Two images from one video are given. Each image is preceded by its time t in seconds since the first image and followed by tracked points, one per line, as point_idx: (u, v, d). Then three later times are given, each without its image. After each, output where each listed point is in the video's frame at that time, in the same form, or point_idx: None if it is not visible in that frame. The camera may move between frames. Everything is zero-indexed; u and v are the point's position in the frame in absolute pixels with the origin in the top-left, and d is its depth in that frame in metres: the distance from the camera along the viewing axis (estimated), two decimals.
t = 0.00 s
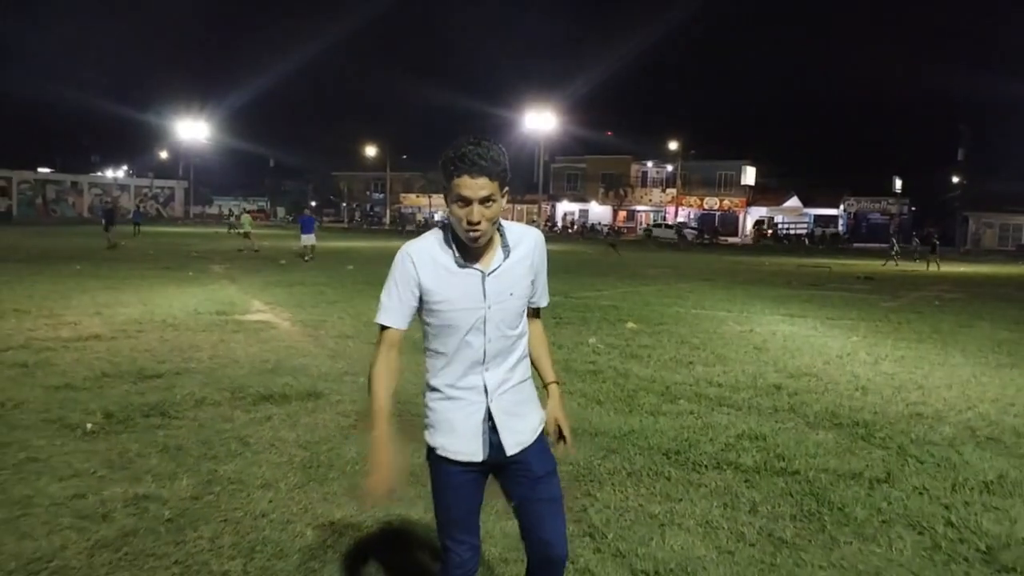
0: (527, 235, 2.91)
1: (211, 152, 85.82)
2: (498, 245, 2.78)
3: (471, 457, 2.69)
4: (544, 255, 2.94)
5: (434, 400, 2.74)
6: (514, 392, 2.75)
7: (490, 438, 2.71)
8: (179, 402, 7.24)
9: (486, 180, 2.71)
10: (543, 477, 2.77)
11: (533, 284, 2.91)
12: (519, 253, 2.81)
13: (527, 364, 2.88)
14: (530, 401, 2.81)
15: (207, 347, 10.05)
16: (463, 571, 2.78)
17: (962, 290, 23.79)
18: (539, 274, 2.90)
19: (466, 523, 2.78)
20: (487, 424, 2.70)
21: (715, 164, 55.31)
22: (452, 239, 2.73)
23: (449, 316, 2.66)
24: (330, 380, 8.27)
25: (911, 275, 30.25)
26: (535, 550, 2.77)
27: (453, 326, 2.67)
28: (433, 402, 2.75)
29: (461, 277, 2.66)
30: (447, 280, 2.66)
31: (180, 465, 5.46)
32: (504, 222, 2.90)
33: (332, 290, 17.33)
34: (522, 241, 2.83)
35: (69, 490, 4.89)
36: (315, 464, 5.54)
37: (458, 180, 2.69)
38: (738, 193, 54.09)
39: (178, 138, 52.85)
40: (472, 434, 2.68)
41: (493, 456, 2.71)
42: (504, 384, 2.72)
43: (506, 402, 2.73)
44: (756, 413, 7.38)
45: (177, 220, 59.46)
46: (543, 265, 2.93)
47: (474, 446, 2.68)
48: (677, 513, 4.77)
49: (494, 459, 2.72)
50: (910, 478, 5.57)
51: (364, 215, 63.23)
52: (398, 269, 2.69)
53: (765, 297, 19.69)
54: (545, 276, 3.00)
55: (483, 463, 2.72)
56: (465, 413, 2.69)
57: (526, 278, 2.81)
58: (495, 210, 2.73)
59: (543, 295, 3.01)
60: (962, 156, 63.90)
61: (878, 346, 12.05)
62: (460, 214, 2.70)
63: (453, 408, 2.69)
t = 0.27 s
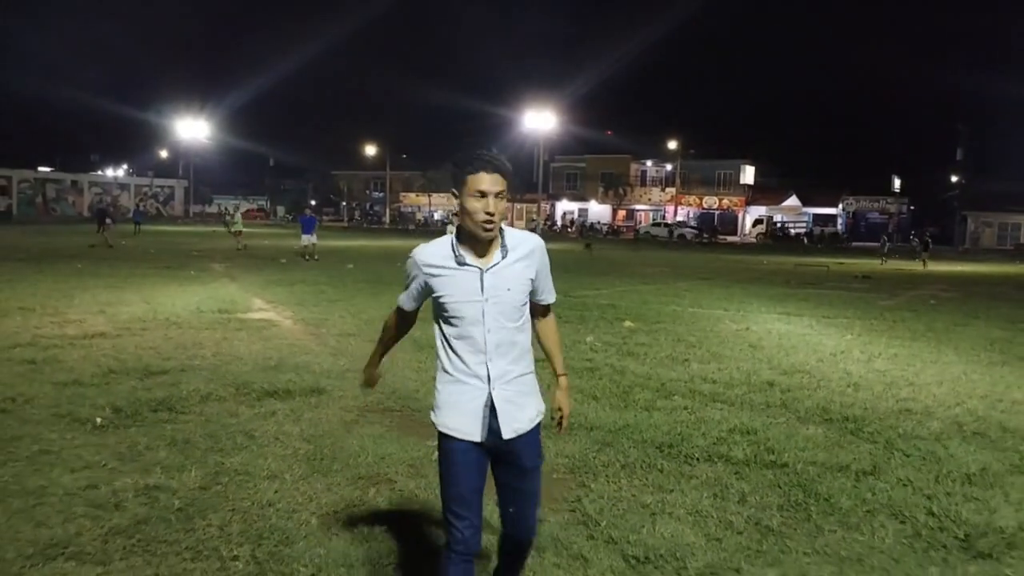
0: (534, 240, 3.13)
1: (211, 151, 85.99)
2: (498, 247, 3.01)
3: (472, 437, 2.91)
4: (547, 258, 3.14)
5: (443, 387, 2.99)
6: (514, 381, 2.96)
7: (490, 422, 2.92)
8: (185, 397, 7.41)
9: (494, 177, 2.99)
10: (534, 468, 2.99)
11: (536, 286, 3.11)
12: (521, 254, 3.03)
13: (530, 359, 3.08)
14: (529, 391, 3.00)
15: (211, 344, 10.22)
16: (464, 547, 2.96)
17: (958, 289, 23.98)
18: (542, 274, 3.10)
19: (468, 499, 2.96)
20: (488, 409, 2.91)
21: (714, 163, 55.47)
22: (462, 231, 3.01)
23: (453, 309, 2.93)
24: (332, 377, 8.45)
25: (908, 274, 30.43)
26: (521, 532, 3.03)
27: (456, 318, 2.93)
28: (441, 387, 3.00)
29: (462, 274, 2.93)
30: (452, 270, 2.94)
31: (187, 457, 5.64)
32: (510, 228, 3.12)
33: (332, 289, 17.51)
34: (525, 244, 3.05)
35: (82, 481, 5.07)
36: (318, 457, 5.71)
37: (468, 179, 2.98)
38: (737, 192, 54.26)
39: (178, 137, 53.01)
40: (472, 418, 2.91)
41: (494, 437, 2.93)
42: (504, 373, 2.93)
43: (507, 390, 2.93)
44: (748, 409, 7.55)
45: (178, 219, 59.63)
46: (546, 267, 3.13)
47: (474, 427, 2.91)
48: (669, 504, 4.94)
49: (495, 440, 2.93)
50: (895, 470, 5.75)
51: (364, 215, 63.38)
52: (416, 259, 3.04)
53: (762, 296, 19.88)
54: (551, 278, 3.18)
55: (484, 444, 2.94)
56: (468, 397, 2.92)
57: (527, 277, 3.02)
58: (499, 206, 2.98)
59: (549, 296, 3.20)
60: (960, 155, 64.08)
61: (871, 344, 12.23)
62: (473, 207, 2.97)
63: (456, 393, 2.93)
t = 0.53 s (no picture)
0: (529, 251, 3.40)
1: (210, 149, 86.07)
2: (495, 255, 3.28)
3: (458, 410, 3.26)
4: (540, 269, 3.40)
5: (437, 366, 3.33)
6: (500, 366, 3.29)
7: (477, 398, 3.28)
8: (184, 393, 7.57)
9: (499, 192, 3.30)
10: (514, 437, 3.38)
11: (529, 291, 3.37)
12: (515, 263, 3.30)
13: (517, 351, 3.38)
14: (513, 375, 3.33)
15: (210, 341, 10.38)
16: (450, 497, 3.30)
17: (954, 288, 24.10)
18: (536, 281, 3.37)
19: (454, 456, 3.27)
20: (474, 389, 3.26)
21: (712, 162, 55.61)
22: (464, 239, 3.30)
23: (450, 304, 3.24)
24: (329, 373, 8.61)
25: (905, 272, 30.55)
26: (501, 495, 3.41)
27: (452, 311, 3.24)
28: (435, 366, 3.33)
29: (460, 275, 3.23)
30: (451, 273, 3.23)
31: (187, 450, 5.80)
32: (508, 240, 3.38)
33: (331, 286, 17.65)
34: (518, 254, 3.32)
35: (85, 472, 5.23)
36: (315, 450, 5.87)
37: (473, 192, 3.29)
38: (736, 190, 54.40)
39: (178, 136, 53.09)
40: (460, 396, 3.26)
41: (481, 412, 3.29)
42: (491, 361, 3.26)
43: (492, 376, 3.27)
44: (736, 405, 7.72)
45: (177, 217, 59.72)
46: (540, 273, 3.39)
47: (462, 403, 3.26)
48: (653, 495, 5.11)
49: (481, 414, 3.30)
50: (875, 464, 5.91)
51: (363, 213, 63.50)
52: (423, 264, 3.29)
53: (758, 294, 20.03)
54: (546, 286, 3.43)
55: (470, 414, 3.29)
56: (458, 378, 3.26)
57: (518, 284, 3.30)
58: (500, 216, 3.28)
59: (547, 304, 3.42)
60: (959, 153, 64.20)
61: (863, 342, 12.39)
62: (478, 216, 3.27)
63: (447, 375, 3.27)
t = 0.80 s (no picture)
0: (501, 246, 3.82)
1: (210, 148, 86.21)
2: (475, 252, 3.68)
3: (448, 400, 3.64)
4: (510, 258, 3.81)
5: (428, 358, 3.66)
6: (484, 354, 3.66)
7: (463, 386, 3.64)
8: (187, 387, 7.76)
9: (465, 197, 3.65)
10: (497, 414, 3.68)
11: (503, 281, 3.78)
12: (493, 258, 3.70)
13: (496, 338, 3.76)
14: (496, 361, 3.70)
15: (211, 338, 10.57)
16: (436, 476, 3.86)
17: (949, 285, 24.29)
18: (510, 272, 3.79)
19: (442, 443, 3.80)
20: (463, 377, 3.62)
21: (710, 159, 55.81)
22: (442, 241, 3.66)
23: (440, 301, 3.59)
24: (328, 369, 8.81)
25: (901, 270, 30.76)
26: (484, 468, 3.66)
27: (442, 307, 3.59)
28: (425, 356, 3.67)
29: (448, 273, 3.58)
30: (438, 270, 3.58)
31: (190, 442, 6.00)
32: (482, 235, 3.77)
33: (330, 284, 17.84)
34: (494, 251, 3.73)
35: (92, 463, 5.42)
36: (314, 442, 6.07)
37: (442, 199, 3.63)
38: (734, 188, 54.58)
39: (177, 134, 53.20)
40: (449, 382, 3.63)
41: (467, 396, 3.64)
42: (477, 349, 3.64)
43: (478, 364, 3.64)
44: (725, 399, 7.92)
45: (176, 215, 59.83)
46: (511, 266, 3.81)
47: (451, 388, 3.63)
48: (641, 485, 5.30)
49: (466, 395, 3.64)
50: (857, 455, 6.10)
51: (362, 211, 63.64)
52: (408, 270, 3.58)
53: (753, 291, 20.23)
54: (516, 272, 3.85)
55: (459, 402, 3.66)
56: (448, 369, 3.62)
57: (496, 277, 3.70)
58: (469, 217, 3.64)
59: (516, 287, 3.88)
60: (956, 151, 64.38)
61: (853, 338, 12.59)
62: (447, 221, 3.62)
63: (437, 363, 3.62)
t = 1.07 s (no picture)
0: (496, 240, 4.02)
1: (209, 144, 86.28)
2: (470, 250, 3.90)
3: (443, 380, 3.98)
4: (506, 251, 4.02)
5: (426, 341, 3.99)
6: (477, 340, 3.96)
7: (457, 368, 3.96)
8: (193, 378, 7.94)
9: (461, 200, 3.82)
10: (488, 390, 4.03)
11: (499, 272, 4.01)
12: (488, 254, 3.93)
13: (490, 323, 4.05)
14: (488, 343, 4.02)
15: (215, 331, 10.74)
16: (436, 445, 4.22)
17: (945, 281, 24.47)
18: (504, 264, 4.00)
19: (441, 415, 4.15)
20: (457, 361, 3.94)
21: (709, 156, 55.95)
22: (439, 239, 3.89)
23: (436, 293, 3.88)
24: (331, 360, 8.99)
25: (898, 266, 30.92)
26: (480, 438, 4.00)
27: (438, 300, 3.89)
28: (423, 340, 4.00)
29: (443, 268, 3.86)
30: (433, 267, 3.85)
31: (198, 430, 6.17)
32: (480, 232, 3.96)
33: (331, 280, 18.01)
34: (489, 247, 3.95)
35: (104, 449, 5.59)
36: (319, 429, 6.25)
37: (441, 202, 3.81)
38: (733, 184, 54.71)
39: (178, 131, 53.29)
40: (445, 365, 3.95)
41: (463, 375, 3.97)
42: (470, 337, 3.95)
43: (471, 350, 3.95)
44: (720, 389, 8.10)
45: (176, 211, 59.91)
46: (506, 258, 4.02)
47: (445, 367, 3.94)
48: (636, 470, 5.48)
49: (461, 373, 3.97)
50: (847, 443, 6.28)
51: (362, 207, 63.73)
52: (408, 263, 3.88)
53: (751, 287, 20.41)
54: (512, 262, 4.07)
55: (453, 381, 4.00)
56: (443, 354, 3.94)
57: (491, 271, 3.94)
58: (466, 219, 3.84)
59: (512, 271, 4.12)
60: (955, 148, 64.53)
61: (848, 332, 12.78)
62: (446, 223, 3.82)
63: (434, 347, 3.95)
